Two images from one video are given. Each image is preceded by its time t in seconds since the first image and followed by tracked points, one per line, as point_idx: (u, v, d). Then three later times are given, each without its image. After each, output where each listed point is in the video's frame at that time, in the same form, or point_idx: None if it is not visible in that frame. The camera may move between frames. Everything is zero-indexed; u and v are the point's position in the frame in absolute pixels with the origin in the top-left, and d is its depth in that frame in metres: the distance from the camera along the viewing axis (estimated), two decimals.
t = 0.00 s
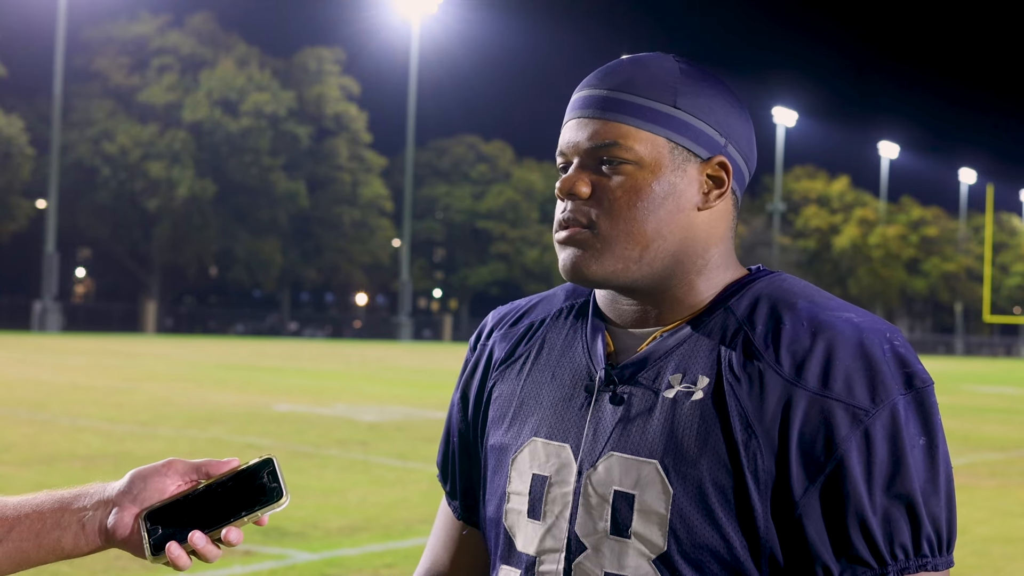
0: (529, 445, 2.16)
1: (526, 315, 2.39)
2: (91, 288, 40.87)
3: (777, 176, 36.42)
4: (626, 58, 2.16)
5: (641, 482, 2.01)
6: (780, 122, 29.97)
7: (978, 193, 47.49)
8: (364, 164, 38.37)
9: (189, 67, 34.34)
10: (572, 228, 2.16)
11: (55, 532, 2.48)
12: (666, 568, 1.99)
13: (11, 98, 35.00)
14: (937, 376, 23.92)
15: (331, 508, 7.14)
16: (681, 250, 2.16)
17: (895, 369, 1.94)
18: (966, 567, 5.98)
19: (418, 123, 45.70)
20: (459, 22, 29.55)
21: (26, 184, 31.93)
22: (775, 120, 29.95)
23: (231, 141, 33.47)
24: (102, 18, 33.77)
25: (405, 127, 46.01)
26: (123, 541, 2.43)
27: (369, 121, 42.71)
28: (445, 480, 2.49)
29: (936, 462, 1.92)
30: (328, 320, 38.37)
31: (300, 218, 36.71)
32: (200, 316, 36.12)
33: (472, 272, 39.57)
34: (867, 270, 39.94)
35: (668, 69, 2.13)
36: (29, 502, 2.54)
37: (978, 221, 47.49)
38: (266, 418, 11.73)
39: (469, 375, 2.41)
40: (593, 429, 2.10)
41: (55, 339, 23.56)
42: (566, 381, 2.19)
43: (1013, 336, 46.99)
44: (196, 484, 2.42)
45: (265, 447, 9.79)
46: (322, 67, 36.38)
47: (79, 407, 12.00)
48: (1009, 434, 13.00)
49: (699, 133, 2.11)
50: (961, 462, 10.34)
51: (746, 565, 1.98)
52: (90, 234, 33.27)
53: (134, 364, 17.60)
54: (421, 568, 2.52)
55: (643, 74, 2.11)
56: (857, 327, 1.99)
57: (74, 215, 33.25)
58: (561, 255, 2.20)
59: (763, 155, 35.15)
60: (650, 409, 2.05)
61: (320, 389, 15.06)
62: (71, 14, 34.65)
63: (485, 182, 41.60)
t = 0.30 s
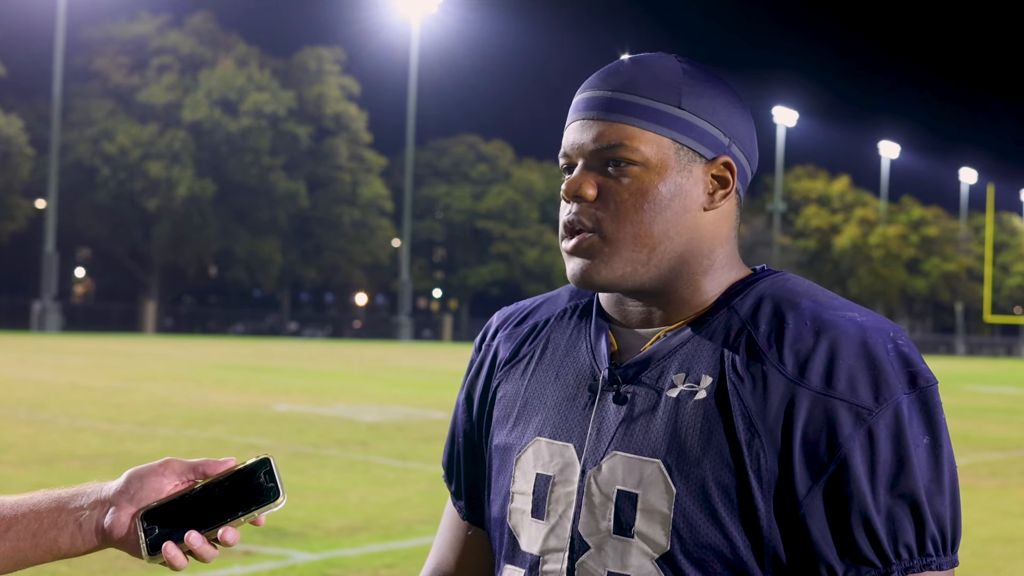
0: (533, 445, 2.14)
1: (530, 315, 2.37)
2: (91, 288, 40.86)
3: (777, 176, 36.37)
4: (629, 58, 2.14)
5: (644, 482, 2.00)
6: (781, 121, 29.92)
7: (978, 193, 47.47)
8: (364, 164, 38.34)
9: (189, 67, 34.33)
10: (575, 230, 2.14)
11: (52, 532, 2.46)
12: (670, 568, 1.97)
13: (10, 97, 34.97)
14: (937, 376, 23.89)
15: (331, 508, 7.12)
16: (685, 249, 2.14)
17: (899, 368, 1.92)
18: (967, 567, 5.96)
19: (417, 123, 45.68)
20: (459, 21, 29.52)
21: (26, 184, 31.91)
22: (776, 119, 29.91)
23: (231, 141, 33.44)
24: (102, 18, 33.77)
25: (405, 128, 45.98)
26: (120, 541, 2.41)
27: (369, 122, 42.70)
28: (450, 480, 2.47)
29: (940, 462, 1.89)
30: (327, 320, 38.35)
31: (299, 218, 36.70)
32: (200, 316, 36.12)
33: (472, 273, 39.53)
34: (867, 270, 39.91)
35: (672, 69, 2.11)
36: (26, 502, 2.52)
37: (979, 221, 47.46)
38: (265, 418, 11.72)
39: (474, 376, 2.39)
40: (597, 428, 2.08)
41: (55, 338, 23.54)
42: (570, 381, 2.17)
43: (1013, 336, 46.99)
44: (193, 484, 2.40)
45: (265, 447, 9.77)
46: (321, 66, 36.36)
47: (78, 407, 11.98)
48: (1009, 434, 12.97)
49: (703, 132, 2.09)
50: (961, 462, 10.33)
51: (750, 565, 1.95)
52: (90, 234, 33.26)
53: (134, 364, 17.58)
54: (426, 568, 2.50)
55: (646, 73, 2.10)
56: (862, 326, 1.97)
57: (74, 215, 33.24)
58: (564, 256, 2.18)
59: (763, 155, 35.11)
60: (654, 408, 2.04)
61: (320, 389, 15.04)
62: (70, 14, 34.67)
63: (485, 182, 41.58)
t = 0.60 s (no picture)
0: (535, 445, 2.13)
1: (532, 315, 2.36)
2: (91, 288, 40.85)
3: (777, 175, 36.37)
4: (634, 56, 2.14)
5: (646, 483, 1.99)
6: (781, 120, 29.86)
7: (978, 193, 47.45)
8: (364, 164, 38.33)
9: (189, 67, 34.31)
10: (578, 227, 2.14)
11: (50, 531, 2.45)
12: (673, 568, 1.96)
13: (10, 97, 34.97)
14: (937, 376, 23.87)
15: (331, 508, 7.11)
16: (688, 249, 2.13)
17: (900, 368, 1.91)
18: (967, 567, 5.96)
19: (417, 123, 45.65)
20: (459, 21, 29.51)
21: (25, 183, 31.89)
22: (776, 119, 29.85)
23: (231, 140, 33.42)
24: (102, 18, 33.78)
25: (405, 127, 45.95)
26: (118, 540, 2.40)
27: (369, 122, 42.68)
28: (452, 480, 2.46)
29: (942, 461, 1.89)
30: (327, 320, 38.34)
31: (299, 218, 36.69)
32: (200, 316, 36.13)
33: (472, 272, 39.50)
34: (867, 270, 39.92)
35: (676, 68, 2.11)
36: (24, 501, 2.51)
37: (979, 221, 47.45)
38: (265, 418, 11.71)
39: (476, 376, 2.38)
40: (598, 429, 2.07)
41: (54, 338, 23.53)
42: (572, 381, 2.16)
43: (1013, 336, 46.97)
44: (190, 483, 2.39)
45: (264, 447, 9.76)
46: (321, 66, 36.35)
47: (78, 407, 11.98)
48: (1009, 434, 12.97)
49: (706, 131, 2.08)
50: (962, 463, 10.31)
51: (752, 566, 1.94)
52: (90, 234, 33.25)
53: (134, 364, 17.57)
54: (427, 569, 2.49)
55: (650, 71, 2.09)
56: (864, 325, 1.96)
57: (73, 215, 33.24)
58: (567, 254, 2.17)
59: (763, 155, 35.10)
60: (656, 408, 2.03)
61: (320, 389, 15.03)
62: (70, 13, 34.67)
63: (484, 182, 41.56)
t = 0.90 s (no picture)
0: (535, 445, 2.14)
1: (532, 316, 2.36)
2: (91, 288, 40.85)
3: (777, 176, 36.35)
4: (632, 59, 2.14)
5: (647, 482, 1.99)
6: (781, 120, 29.82)
7: (978, 193, 47.43)
8: (364, 164, 38.33)
9: (189, 67, 34.32)
10: (579, 231, 2.13)
11: (49, 531, 2.45)
12: (672, 568, 1.96)
13: (10, 97, 34.97)
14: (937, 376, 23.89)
15: (331, 508, 7.11)
16: (687, 253, 2.13)
17: (900, 370, 1.91)
18: (967, 567, 5.95)
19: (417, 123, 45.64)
20: (459, 21, 29.50)
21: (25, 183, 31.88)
22: (776, 119, 29.82)
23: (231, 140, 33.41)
24: (102, 18, 33.78)
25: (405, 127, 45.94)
26: (116, 539, 2.40)
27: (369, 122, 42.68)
28: (452, 480, 2.46)
29: (941, 463, 1.89)
30: (327, 320, 38.34)
31: (299, 218, 36.70)
32: (200, 316, 36.16)
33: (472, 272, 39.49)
34: (867, 270, 39.92)
35: (675, 70, 2.10)
36: (22, 501, 2.51)
37: (979, 221, 47.45)
38: (265, 418, 11.71)
39: (476, 377, 2.38)
40: (599, 429, 2.07)
41: (54, 338, 23.53)
42: (572, 382, 2.16)
43: (1013, 337, 46.98)
44: (189, 482, 2.39)
45: (264, 447, 9.76)
46: (321, 66, 36.34)
47: (78, 407, 11.98)
48: (1009, 434, 12.97)
49: (706, 134, 2.08)
50: (961, 462, 10.32)
51: (752, 566, 1.95)
52: (90, 234, 33.27)
53: (133, 364, 17.57)
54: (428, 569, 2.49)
55: (649, 74, 2.09)
56: (863, 327, 1.96)
57: (73, 215, 33.23)
58: (567, 257, 2.17)
59: (763, 155, 35.06)
60: (655, 409, 2.03)
61: (320, 389, 15.04)
62: (71, 13, 34.64)
63: (484, 182, 41.56)
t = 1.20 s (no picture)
0: (535, 443, 2.14)
1: (532, 315, 2.36)
2: (91, 288, 40.86)
3: (777, 176, 36.33)
4: (628, 61, 2.13)
5: (648, 480, 1.98)
6: (781, 120, 29.77)
7: (979, 193, 47.42)
8: (364, 164, 38.32)
9: (189, 67, 34.31)
10: (576, 231, 2.13)
11: (48, 530, 2.45)
12: (673, 567, 1.96)
13: (10, 98, 34.97)
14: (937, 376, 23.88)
15: (331, 508, 7.11)
16: (682, 252, 2.13)
17: (901, 370, 1.92)
18: (966, 567, 5.95)
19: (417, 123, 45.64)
20: (459, 21, 29.49)
21: (25, 183, 31.88)
22: (776, 119, 29.77)
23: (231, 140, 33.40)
24: (102, 18, 33.77)
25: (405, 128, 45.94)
26: (115, 538, 2.40)
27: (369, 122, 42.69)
28: (451, 479, 2.46)
29: (942, 462, 1.89)
30: (327, 320, 38.34)
31: (299, 218, 36.71)
32: (200, 316, 36.16)
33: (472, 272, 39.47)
34: (867, 270, 39.91)
35: (670, 70, 2.10)
36: (20, 500, 2.51)
37: (979, 221, 47.44)
38: (265, 418, 11.71)
39: (474, 376, 2.38)
40: (599, 427, 2.07)
41: (54, 338, 23.54)
42: (573, 380, 2.16)
43: (1013, 337, 46.96)
44: (187, 480, 2.40)
45: (265, 447, 9.77)
46: (321, 66, 36.33)
47: (79, 407, 11.98)
48: (1009, 434, 12.96)
49: (701, 135, 2.08)
50: (962, 462, 10.32)
51: (752, 566, 1.94)
52: (90, 234, 33.27)
53: (134, 364, 17.58)
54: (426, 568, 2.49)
55: (646, 75, 2.09)
56: (863, 327, 1.96)
57: (73, 215, 33.25)
58: (563, 256, 2.17)
59: (764, 155, 35.02)
60: (656, 407, 2.03)
61: (320, 389, 15.04)
62: (71, 13, 34.62)
63: (485, 182, 41.56)
